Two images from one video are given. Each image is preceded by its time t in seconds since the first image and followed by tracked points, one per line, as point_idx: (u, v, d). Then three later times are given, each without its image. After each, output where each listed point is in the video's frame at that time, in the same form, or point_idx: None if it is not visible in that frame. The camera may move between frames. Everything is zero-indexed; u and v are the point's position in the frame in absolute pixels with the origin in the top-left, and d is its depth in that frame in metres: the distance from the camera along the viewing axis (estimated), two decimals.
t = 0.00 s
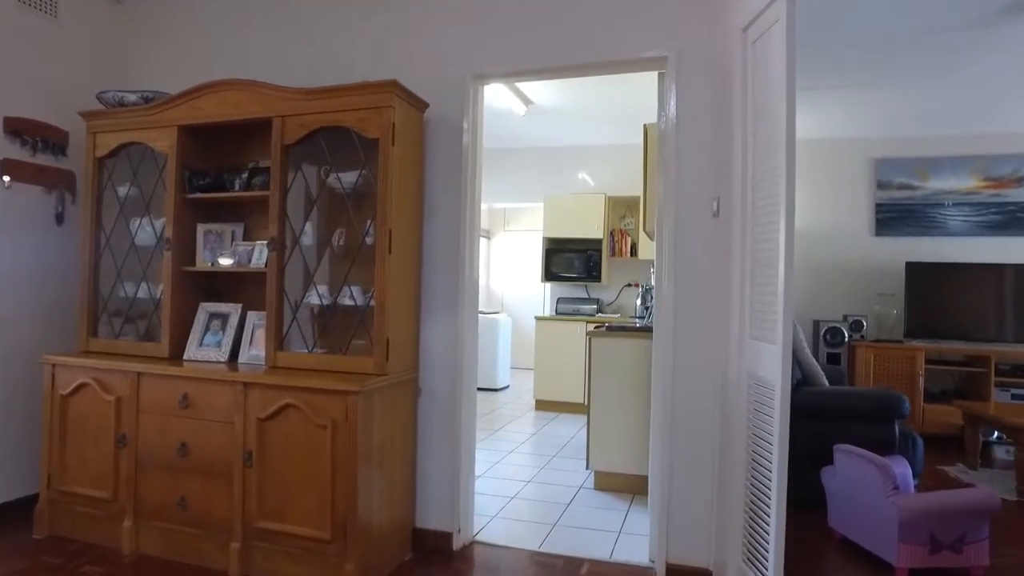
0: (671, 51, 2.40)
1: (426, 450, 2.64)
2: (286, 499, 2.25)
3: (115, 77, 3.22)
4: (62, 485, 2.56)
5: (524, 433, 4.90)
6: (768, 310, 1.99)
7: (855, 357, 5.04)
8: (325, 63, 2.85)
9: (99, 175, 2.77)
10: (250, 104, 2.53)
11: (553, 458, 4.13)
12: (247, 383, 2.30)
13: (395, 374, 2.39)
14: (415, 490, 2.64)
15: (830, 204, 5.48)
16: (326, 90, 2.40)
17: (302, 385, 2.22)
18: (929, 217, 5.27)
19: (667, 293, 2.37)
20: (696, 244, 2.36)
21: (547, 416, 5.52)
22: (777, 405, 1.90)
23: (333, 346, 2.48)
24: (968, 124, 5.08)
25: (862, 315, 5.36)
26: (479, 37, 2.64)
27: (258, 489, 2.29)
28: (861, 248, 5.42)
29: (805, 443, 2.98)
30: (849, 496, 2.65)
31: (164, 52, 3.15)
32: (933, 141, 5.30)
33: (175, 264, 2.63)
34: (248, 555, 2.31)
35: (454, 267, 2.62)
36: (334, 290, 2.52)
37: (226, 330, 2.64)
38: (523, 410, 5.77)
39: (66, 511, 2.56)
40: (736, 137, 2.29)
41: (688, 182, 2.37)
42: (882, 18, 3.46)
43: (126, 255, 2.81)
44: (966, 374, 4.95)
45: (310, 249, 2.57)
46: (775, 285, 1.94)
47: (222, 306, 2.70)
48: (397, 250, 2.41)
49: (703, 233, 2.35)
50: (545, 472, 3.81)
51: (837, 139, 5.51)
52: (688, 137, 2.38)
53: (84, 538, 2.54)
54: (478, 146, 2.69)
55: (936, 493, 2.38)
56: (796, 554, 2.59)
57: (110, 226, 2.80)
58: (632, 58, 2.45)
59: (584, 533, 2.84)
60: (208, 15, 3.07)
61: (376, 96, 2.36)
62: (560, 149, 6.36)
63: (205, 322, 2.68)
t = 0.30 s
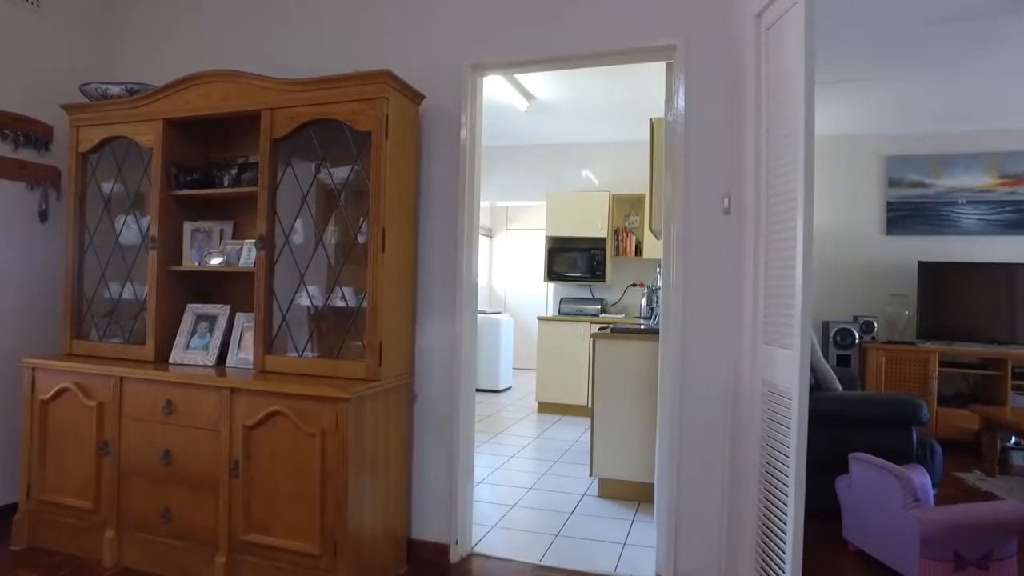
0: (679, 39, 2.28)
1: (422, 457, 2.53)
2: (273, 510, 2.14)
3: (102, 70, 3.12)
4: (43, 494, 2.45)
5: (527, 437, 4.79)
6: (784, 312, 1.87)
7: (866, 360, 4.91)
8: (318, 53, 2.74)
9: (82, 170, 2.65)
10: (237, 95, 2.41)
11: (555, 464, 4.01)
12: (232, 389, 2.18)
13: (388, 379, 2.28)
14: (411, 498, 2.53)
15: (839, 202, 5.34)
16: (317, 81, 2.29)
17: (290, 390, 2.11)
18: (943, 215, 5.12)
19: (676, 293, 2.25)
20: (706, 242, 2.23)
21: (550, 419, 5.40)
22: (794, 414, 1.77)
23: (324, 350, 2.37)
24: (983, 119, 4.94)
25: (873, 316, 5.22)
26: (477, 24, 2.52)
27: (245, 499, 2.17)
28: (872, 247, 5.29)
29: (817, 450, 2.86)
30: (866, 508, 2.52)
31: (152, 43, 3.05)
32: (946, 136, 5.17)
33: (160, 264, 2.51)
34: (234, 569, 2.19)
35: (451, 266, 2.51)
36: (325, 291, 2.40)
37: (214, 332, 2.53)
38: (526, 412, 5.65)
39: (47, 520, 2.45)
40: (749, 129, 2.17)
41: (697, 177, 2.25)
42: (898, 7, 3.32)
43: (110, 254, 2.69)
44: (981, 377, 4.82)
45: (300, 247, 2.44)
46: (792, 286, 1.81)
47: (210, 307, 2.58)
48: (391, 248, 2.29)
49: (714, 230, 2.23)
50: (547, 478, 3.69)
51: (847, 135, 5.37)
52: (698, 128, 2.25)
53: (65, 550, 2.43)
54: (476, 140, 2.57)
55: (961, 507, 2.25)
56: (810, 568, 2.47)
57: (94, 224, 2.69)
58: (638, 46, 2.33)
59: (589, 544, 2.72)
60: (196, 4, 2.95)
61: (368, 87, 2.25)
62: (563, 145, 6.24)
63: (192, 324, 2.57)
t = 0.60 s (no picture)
0: (686, 25, 2.17)
1: (417, 462, 2.43)
2: (260, 519, 2.04)
3: (89, 61, 3.02)
4: (22, 500, 2.36)
5: (528, 439, 4.68)
6: (799, 313, 1.76)
7: (876, 361, 4.80)
8: (310, 43, 2.64)
9: (65, 163, 2.55)
10: (224, 86, 2.31)
11: (557, 467, 3.91)
12: (217, 392, 2.08)
13: (381, 381, 2.18)
14: (405, 505, 2.43)
15: (848, 199, 5.22)
16: (307, 69, 2.19)
17: (277, 394, 2.01)
18: (955, 213, 5.00)
19: (683, 291, 2.14)
20: (715, 239, 2.12)
21: (552, 421, 5.30)
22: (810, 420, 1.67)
23: (314, 351, 2.26)
24: (997, 114, 4.82)
25: (883, 315, 5.11)
26: (475, 11, 2.42)
27: (231, 507, 2.07)
28: (882, 245, 5.16)
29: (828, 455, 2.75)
30: (882, 517, 2.41)
31: (141, 33, 2.95)
32: (958, 133, 5.05)
33: (145, 261, 2.41)
34: None
35: (447, 263, 2.40)
36: (315, 289, 2.30)
37: (200, 332, 2.44)
38: (527, 413, 5.56)
39: (27, 527, 2.36)
40: (761, 120, 2.06)
41: (705, 170, 2.14)
42: None
43: (94, 251, 2.59)
44: (994, 378, 4.71)
45: (290, 243, 2.34)
46: (807, 286, 1.71)
47: (197, 306, 2.49)
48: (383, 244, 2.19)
49: (723, 226, 2.12)
50: (548, 482, 3.59)
51: (856, 131, 5.25)
52: (707, 119, 2.14)
53: (46, 558, 2.33)
54: (474, 133, 2.47)
55: (983, 518, 2.13)
56: None
57: (77, 219, 2.59)
58: (642, 33, 2.22)
59: (591, 552, 2.62)
60: None
61: (360, 75, 2.15)
62: (566, 142, 6.13)
63: (178, 323, 2.47)
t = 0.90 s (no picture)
0: (690, 9, 2.06)
1: (407, 468, 2.32)
2: (240, 530, 1.93)
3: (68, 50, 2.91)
4: None
5: (525, 440, 4.58)
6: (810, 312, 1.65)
7: (881, 360, 4.69)
8: (296, 29, 2.53)
9: (39, 155, 2.44)
10: (203, 73, 2.20)
11: (554, 470, 3.80)
12: (194, 395, 1.97)
13: (367, 384, 2.07)
14: (394, 513, 2.32)
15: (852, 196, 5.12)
16: (290, 55, 2.08)
17: (257, 397, 1.90)
18: (961, 209, 4.90)
19: (687, 290, 2.03)
20: (720, 234, 2.02)
21: (550, 422, 5.19)
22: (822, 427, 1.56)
23: (298, 351, 2.16)
24: (1004, 108, 4.71)
25: (887, 314, 5.00)
26: None
27: (209, 517, 1.96)
28: (887, 242, 5.06)
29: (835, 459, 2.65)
30: (894, 526, 2.30)
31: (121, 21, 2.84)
32: (964, 128, 4.95)
33: (122, 258, 2.30)
34: None
35: (438, 259, 2.30)
36: (298, 287, 2.19)
37: (180, 332, 2.32)
38: (525, 414, 5.45)
39: None
40: (769, 109, 1.95)
41: (710, 162, 2.03)
42: None
43: (70, 247, 2.48)
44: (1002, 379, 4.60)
45: (273, 239, 2.23)
46: (819, 283, 1.60)
47: (177, 305, 2.37)
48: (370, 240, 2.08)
49: (728, 220, 2.01)
50: (545, 486, 3.48)
51: (860, 126, 5.15)
52: (711, 108, 2.03)
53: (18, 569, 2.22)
54: (466, 124, 2.36)
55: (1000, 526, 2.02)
56: None
57: (53, 214, 2.48)
58: (643, 17, 2.11)
59: (589, 561, 2.51)
60: None
61: (345, 61, 2.04)
62: (564, 138, 6.02)
63: (158, 323, 2.36)
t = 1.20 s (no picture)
0: None
1: (394, 480, 2.19)
2: (213, 550, 1.79)
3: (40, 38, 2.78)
4: None
5: (521, 444, 4.45)
6: (829, 316, 1.51)
7: (886, 362, 4.57)
8: (278, 15, 2.39)
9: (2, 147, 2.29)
10: (177, 60, 2.06)
11: (551, 477, 3.67)
12: (163, 404, 1.83)
13: (350, 391, 1.93)
14: (381, 526, 2.19)
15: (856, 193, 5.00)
16: (267, 40, 1.94)
17: (229, 407, 1.76)
18: (968, 207, 4.77)
19: (692, 290, 1.90)
20: (728, 231, 1.89)
21: (547, 425, 5.07)
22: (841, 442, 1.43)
23: (276, 356, 2.02)
24: (1013, 102, 4.59)
25: (892, 314, 4.88)
26: None
27: (181, 536, 1.82)
28: (891, 241, 4.94)
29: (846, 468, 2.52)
30: (910, 539, 2.17)
31: (95, 7, 2.70)
32: (971, 123, 4.83)
33: (90, 256, 2.15)
34: None
35: (427, 257, 2.17)
36: (277, 287, 2.06)
37: (153, 335, 2.19)
38: (521, 416, 5.32)
39: None
40: (782, 98, 1.82)
41: (718, 155, 1.90)
42: None
43: (36, 244, 2.33)
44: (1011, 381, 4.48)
45: (251, 236, 2.09)
46: (839, 285, 1.46)
47: (151, 306, 2.23)
48: (353, 238, 1.95)
49: (736, 216, 1.88)
50: (541, 494, 3.36)
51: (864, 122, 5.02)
52: (719, 97, 1.90)
53: None
54: (457, 114, 2.22)
55: None
56: None
57: (18, 210, 2.34)
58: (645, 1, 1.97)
59: None
60: None
61: (326, 46, 1.90)
62: (561, 134, 5.89)
63: (129, 325, 2.21)
